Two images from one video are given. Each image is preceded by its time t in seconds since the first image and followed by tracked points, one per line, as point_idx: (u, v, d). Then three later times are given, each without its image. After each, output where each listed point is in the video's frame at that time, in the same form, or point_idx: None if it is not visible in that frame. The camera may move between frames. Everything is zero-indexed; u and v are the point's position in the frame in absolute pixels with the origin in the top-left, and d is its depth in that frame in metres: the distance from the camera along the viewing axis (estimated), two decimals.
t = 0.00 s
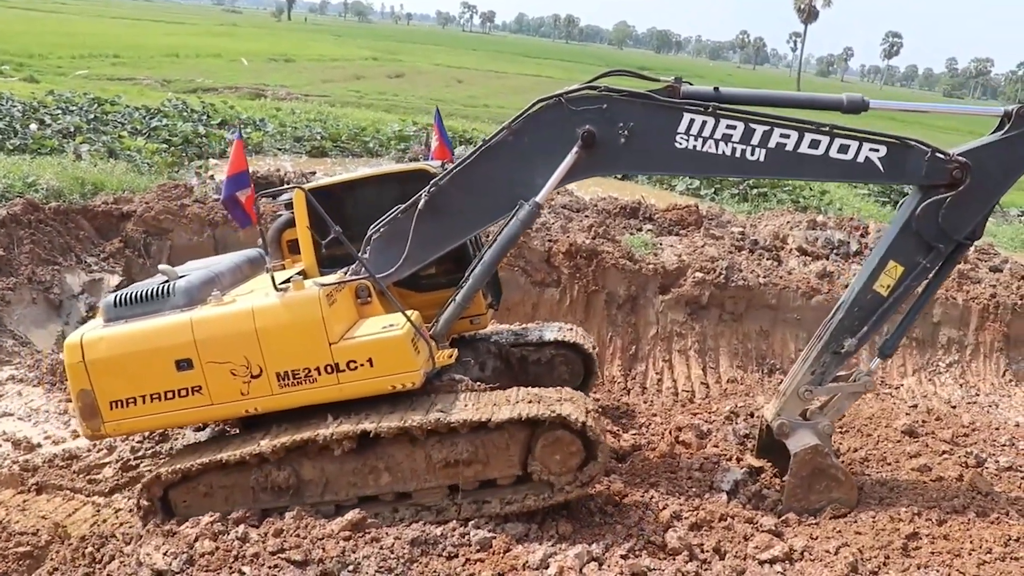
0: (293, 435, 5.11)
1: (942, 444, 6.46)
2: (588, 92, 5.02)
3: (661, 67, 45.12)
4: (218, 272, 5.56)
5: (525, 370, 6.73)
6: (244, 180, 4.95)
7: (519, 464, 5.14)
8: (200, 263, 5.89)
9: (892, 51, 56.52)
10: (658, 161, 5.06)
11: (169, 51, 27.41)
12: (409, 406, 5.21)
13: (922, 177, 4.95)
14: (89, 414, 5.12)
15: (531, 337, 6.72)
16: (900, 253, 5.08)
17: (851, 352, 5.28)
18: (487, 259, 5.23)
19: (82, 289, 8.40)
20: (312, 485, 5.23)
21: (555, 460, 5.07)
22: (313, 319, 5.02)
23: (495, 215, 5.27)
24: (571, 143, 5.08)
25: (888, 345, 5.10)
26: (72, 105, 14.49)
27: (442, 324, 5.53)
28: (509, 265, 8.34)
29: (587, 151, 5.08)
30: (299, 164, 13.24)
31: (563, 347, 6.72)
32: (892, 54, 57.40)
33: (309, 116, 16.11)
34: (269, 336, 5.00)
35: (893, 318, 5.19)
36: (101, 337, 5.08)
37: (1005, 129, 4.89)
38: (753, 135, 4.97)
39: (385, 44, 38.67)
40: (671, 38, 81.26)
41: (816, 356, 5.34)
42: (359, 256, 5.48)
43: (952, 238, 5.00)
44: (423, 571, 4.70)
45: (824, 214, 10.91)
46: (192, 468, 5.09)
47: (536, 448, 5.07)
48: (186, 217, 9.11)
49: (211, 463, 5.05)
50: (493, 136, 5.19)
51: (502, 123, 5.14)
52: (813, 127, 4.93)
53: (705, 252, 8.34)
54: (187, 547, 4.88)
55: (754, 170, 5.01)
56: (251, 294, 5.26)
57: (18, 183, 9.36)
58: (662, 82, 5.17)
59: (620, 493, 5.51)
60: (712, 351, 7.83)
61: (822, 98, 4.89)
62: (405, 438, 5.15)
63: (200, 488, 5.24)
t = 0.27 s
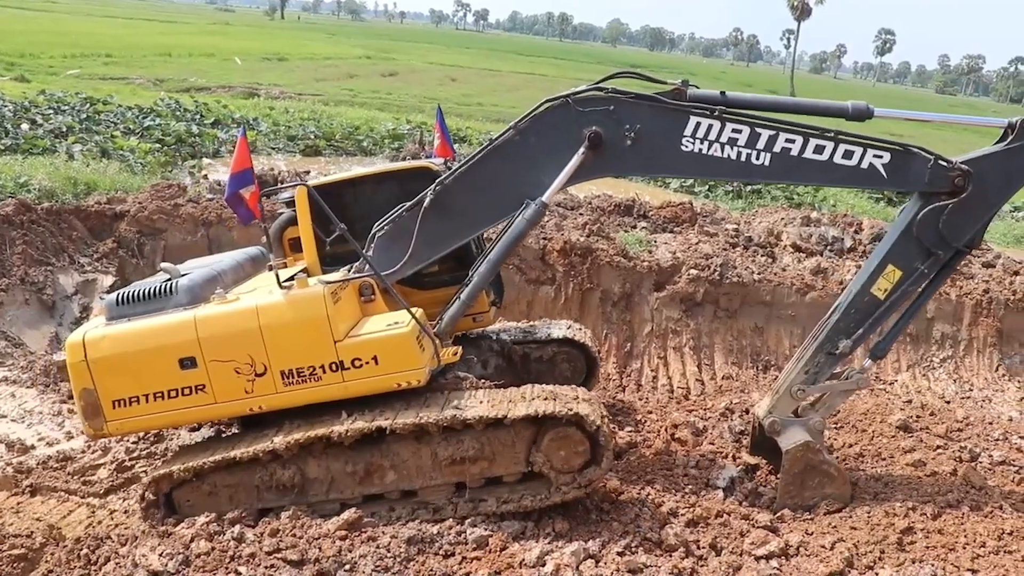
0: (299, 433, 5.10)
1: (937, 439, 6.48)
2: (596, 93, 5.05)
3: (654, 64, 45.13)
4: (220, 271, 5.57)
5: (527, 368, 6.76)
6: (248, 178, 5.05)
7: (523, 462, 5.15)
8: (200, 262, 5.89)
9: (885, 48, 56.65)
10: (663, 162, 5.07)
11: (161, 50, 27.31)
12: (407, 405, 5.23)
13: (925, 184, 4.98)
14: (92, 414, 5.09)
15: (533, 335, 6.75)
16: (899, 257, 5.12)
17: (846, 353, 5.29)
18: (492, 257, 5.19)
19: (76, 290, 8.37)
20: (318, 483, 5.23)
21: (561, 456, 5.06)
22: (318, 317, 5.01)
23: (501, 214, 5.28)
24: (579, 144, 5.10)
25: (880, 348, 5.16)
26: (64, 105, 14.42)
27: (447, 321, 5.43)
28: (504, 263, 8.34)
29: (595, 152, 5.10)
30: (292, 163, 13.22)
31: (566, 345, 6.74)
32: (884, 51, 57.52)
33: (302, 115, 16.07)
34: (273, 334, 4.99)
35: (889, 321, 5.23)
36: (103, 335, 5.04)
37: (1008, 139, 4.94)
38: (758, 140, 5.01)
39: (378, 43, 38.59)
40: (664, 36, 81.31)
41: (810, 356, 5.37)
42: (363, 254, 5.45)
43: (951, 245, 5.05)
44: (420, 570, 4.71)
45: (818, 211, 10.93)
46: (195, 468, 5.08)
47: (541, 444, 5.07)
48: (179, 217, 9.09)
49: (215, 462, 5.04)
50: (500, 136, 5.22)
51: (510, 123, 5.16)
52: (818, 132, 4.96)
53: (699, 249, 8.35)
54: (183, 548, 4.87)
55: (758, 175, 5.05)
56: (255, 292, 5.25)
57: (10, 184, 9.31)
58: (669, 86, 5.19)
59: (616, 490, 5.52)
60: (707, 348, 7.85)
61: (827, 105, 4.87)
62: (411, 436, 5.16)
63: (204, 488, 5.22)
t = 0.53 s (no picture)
0: (302, 432, 5.09)
1: (930, 434, 6.50)
2: (604, 97, 5.07)
3: (647, 61, 45.13)
4: (223, 266, 5.57)
5: (527, 369, 6.77)
6: (252, 175, 5.50)
7: (526, 464, 5.16)
8: (203, 258, 5.89)
9: (877, 44, 56.76)
10: (669, 166, 5.09)
11: (153, 49, 27.21)
12: (404, 404, 5.23)
13: (928, 194, 5.02)
14: (93, 408, 5.08)
15: (534, 336, 6.79)
16: (896, 264, 5.19)
17: (838, 355, 5.35)
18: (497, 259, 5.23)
19: (67, 289, 8.34)
20: (320, 482, 5.22)
21: (564, 456, 5.08)
22: (323, 315, 5.00)
23: (507, 216, 5.30)
24: (585, 147, 5.11)
25: (870, 350, 5.34)
26: (55, 103, 14.36)
27: (451, 321, 5.44)
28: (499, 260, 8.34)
29: (601, 156, 5.11)
30: (285, 161, 13.20)
31: (566, 347, 6.78)
32: (876, 47, 57.63)
33: (295, 113, 16.04)
34: (277, 332, 4.98)
35: (881, 325, 5.32)
36: (106, 330, 5.04)
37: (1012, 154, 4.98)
38: (764, 147, 5.03)
39: (371, 40, 38.52)
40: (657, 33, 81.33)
41: (803, 355, 5.41)
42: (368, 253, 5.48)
43: (949, 255, 5.11)
44: (415, 567, 4.71)
45: (811, 207, 10.96)
46: (197, 464, 5.07)
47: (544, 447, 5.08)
48: (172, 216, 9.07)
49: (220, 458, 5.04)
50: (508, 138, 5.23)
51: (517, 125, 5.18)
52: (823, 140, 4.99)
53: (693, 246, 8.36)
54: (178, 547, 4.87)
55: (764, 182, 5.07)
56: (259, 290, 5.25)
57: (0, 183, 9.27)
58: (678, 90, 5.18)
59: (612, 487, 5.53)
60: (701, 344, 7.86)
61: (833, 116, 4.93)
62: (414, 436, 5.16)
63: (205, 485, 5.22)
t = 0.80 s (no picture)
0: (304, 427, 5.09)
1: (920, 428, 6.53)
2: (611, 98, 5.12)
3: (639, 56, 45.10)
4: (225, 260, 5.55)
5: (527, 367, 6.76)
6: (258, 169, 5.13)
7: (527, 462, 5.17)
8: (204, 250, 5.87)
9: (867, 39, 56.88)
10: (674, 169, 5.15)
11: (142, 44, 27.07)
12: (399, 401, 5.23)
13: (929, 202, 5.11)
14: (92, 400, 5.06)
15: (535, 335, 6.76)
16: (893, 266, 5.24)
17: (829, 353, 5.38)
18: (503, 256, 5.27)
19: (56, 286, 8.29)
20: (321, 477, 5.22)
21: (567, 452, 5.10)
22: (327, 311, 5.00)
23: (511, 216, 5.33)
24: (591, 148, 5.17)
25: (859, 348, 5.43)
26: (43, 99, 14.26)
27: (453, 319, 5.42)
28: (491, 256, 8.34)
29: (606, 157, 5.17)
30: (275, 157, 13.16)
31: (566, 346, 6.77)
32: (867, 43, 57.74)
33: (285, 109, 15.99)
34: (281, 326, 4.97)
35: (873, 326, 5.37)
36: (107, 321, 5.02)
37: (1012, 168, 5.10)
38: (769, 151, 5.09)
39: (361, 36, 38.40)
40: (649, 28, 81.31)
41: (794, 352, 5.44)
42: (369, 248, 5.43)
43: (945, 261, 5.18)
44: (407, 563, 4.72)
45: (801, 201, 10.99)
46: (197, 458, 5.07)
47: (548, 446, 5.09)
48: (162, 212, 9.04)
49: (227, 451, 5.03)
50: (514, 137, 5.27)
51: (524, 125, 5.22)
52: (827, 146, 5.06)
53: (683, 241, 8.38)
54: (169, 544, 4.86)
55: (766, 185, 5.13)
56: (262, 283, 5.23)
57: None
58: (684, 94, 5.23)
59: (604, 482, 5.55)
60: (692, 339, 7.88)
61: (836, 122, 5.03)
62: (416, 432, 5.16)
63: (205, 479, 5.22)
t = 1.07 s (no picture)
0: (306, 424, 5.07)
1: (907, 423, 6.57)
2: (615, 100, 5.14)
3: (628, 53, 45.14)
4: (226, 255, 5.54)
5: (524, 366, 6.75)
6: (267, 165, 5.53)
7: (527, 461, 5.18)
8: (204, 246, 5.86)
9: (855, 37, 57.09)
10: (675, 172, 5.16)
11: (128, 42, 26.92)
12: (393, 401, 5.23)
13: (926, 209, 5.14)
14: (91, 395, 5.04)
15: (532, 335, 6.77)
16: (887, 270, 5.27)
17: (822, 353, 5.41)
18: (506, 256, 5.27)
19: (44, 285, 8.19)
20: (321, 475, 5.21)
21: (568, 452, 5.08)
22: (331, 308, 5.00)
23: (513, 217, 5.33)
24: (594, 149, 5.18)
25: (850, 348, 5.46)
26: (28, 97, 14.16)
27: (454, 319, 5.42)
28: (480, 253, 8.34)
29: (609, 159, 5.19)
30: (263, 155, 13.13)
31: (563, 346, 6.77)
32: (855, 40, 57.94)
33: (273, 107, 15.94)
34: (283, 323, 4.97)
35: (866, 327, 5.40)
36: (108, 316, 5.01)
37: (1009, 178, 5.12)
38: (770, 156, 5.09)
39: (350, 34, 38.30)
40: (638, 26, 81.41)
41: (787, 351, 5.47)
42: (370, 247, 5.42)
43: (940, 267, 5.21)
44: (397, 561, 4.72)
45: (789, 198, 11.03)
46: (195, 456, 5.05)
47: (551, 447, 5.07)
48: (149, 210, 9.01)
49: (237, 446, 4.98)
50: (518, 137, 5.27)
51: (528, 124, 5.21)
52: (829, 152, 5.06)
53: (672, 237, 8.40)
54: (158, 543, 4.85)
55: (770, 191, 5.13)
56: (264, 280, 5.22)
57: None
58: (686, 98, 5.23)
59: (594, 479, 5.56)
60: (681, 335, 7.90)
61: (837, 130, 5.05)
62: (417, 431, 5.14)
63: (203, 476, 5.20)
